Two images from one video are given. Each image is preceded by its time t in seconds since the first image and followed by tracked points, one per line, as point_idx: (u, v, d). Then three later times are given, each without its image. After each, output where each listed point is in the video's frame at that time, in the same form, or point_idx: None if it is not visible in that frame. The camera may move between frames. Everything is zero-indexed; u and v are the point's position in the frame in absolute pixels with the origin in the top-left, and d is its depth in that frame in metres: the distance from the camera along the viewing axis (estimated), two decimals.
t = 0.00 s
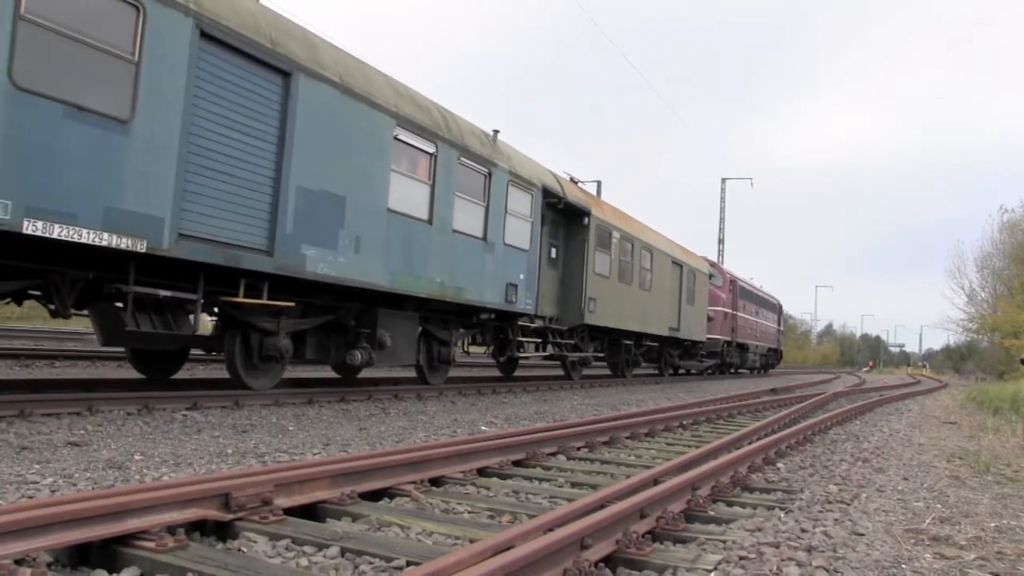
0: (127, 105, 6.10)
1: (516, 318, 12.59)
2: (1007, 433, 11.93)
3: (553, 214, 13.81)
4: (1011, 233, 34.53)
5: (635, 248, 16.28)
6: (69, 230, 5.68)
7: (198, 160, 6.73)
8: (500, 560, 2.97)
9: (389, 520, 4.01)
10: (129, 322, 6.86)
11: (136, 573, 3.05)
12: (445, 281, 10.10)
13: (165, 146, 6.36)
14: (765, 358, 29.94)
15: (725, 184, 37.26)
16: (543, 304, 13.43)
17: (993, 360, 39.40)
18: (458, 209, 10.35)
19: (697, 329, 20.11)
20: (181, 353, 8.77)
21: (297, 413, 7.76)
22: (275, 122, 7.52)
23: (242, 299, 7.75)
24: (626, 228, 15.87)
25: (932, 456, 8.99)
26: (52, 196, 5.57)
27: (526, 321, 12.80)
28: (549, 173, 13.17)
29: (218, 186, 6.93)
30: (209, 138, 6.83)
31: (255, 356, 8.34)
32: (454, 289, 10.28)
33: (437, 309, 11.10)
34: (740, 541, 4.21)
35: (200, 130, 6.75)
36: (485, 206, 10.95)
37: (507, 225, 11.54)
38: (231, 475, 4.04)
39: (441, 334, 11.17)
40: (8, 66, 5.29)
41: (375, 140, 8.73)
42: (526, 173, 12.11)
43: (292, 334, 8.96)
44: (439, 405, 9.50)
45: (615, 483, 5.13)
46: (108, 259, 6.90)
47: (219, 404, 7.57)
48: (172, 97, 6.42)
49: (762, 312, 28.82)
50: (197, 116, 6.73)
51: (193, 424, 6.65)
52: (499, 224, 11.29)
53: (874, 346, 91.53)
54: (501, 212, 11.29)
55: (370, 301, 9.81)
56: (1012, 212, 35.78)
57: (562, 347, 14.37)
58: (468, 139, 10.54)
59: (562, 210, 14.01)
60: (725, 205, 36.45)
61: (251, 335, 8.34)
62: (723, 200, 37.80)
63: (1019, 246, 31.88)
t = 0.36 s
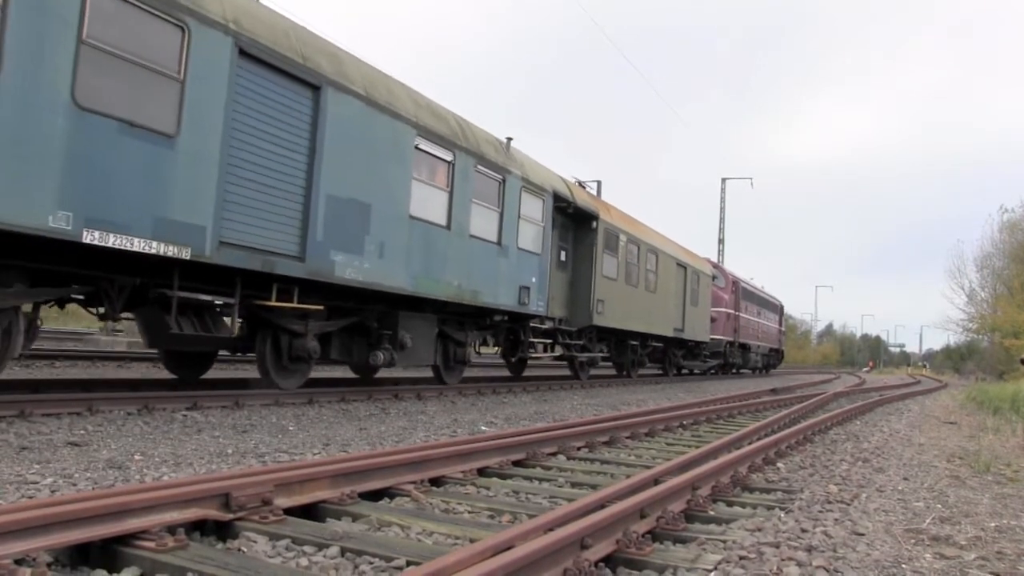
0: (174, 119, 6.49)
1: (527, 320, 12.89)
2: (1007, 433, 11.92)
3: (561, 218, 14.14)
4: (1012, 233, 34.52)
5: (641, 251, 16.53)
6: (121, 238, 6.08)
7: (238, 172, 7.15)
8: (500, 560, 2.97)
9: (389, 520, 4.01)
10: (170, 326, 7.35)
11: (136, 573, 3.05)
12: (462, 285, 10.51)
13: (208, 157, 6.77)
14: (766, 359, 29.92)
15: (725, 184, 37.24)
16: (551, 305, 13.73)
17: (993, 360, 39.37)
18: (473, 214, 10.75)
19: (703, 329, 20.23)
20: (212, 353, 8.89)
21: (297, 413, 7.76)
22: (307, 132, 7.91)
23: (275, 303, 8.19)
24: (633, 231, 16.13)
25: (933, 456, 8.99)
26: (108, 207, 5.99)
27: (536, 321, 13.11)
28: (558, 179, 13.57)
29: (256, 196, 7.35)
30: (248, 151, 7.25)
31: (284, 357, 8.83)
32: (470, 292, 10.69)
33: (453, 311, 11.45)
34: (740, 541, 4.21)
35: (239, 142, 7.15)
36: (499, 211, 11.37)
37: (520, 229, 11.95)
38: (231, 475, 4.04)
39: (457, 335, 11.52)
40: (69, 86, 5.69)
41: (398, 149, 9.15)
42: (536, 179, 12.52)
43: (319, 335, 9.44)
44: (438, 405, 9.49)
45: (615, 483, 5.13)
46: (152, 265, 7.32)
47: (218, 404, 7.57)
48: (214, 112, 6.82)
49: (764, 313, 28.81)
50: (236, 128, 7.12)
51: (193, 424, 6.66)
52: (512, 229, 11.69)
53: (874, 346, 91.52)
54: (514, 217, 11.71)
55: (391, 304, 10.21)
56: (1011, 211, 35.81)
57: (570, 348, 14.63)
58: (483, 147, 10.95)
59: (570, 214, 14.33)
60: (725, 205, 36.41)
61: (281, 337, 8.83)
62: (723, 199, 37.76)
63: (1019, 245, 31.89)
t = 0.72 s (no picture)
0: (216, 135, 6.84)
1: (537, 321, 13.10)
2: (1007, 433, 11.92)
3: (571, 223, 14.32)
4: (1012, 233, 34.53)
5: (648, 255, 16.64)
6: (168, 246, 6.42)
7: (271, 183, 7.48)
8: (499, 559, 2.97)
9: (389, 520, 4.01)
10: (212, 328, 7.70)
11: (136, 573, 3.05)
12: (478, 288, 10.79)
13: (246, 169, 7.11)
14: (767, 359, 29.92)
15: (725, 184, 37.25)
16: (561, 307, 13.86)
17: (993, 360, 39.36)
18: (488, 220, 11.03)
19: (707, 330, 20.30)
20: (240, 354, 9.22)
21: (297, 413, 7.76)
22: (336, 142, 8.25)
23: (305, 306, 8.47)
24: (640, 235, 16.24)
25: (932, 456, 9.00)
26: (159, 218, 6.35)
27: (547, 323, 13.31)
28: (569, 184, 13.82)
29: (287, 205, 7.68)
30: (279, 162, 7.58)
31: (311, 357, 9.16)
32: (486, 294, 10.97)
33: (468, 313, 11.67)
34: (740, 541, 4.21)
35: (272, 154, 7.49)
36: (512, 216, 11.65)
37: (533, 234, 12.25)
38: (231, 475, 4.04)
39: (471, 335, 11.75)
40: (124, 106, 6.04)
41: (418, 158, 9.45)
42: (547, 184, 12.80)
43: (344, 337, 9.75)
44: (439, 405, 9.49)
45: (615, 483, 5.13)
46: (193, 271, 7.65)
47: (218, 404, 7.57)
48: (251, 126, 7.17)
49: (765, 313, 28.82)
50: (269, 141, 7.47)
51: (194, 424, 6.66)
52: (524, 233, 11.99)
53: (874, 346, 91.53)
54: (526, 222, 12.00)
55: (411, 306, 10.48)
56: (1011, 211, 35.83)
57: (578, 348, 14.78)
58: (497, 155, 11.25)
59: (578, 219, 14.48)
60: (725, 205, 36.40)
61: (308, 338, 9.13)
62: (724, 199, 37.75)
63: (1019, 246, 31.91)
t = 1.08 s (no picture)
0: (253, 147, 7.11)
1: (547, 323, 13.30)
2: (1007, 433, 11.92)
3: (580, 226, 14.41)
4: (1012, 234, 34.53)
5: (654, 257, 16.71)
6: (211, 254, 6.71)
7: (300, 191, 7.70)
8: (499, 560, 2.98)
9: (389, 520, 4.00)
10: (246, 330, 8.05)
11: (136, 573, 3.05)
12: (494, 290, 11.01)
13: (281, 179, 7.38)
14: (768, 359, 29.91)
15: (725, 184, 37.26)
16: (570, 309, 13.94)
17: (993, 360, 39.36)
18: (503, 224, 11.22)
19: (710, 330, 20.33)
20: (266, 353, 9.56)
21: (297, 413, 7.76)
22: (363, 153, 8.53)
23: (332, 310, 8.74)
24: (647, 238, 16.32)
25: (932, 456, 9.00)
26: (202, 226, 6.62)
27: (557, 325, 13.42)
28: (579, 189, 13.97)
29: (315, 212, 7.91)
30: (307, 171, 7.80)
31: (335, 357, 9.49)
32: (501, 297, 11.18)
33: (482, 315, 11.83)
34: (740, 541, 4.21)
35: (304, 164, 7.76)
36: (526, 221, 11.84)
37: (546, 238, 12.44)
38: (231, 475, 4.04)
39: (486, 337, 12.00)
40: (171, 121, 6.32)
41: (438, 165, 9.69)
42: (558, 189, 12.96)
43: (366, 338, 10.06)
44: (439, 406, 9.48)
45: (615, 483, 5.13)
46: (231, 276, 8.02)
47: (219, 404, 7.57)
48: (284, 138, 7.42)
49: (767, 313, 28.83)
50: (302, 151, 7.73)
51: (194, 424, 6.66)
52: (538, 237, 12.17)
53: (874, 346, 91.56)
54: (540, 226, 12.18)
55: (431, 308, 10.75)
56: (1012, 211, 35.83)
57: (586, 349, 14.88)
58: (512, 162, 11.45)
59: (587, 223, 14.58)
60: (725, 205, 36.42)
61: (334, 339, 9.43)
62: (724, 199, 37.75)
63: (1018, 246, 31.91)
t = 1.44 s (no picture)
0: (286, 158, 7.42)
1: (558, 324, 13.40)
2: (1007, 432, 11.90)
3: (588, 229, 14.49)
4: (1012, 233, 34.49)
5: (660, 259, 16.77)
6: (248, 260, 7.03)
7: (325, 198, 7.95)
8: (500, 559, 2.97)
9: (389, 519, 4.00)
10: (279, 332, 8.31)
11: (135, 573, 3.05)
12: (508, 293, 11.21)
13: (312, 187, 7.67)
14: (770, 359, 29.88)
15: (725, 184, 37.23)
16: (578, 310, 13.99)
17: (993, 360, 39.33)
18: (515, 229, 11.39)
19: (714, 330, 20.34)
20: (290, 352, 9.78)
21: (297, 413, 7.75)
22: (387, 162, 8.82)
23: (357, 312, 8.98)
24: (653, 241, 16.39)
25: (933, 456, 8.99)
26: (240, 234, 6.94)
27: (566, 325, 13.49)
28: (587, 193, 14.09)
29: (338, 219, 8.16)
30: (331, 179, 8.05)
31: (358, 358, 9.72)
32: (515, 299, 11.37)
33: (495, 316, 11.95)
34: (740, 541, 4.21)
35: (330, 172, 8.03)
36: (538, 225, 12.01)
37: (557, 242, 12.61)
38: (231, 475, 4.03)
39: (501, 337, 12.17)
40: (213, 136, 6.66)
41: (455, 173, 9.93)
42: (568, 194, 13.11)
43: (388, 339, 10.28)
44: (439, 405, 9.47)
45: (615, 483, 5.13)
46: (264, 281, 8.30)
47: (219, 404, 7.56)
48: (314, 150, 7.71)
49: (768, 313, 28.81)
50: (330, 161, 8.02)
51: (194, 424, 6.66)
52: (549, 241, 12.34)
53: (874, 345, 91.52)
54: (550, 230, 12.35)
55: (448, 309, 10.95)
56: (1012, 211, 35.83)
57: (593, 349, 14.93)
58: (525, 168, 11.65)
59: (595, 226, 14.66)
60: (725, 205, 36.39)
61: (358, 340, 9.67)
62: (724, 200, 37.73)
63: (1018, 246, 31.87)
